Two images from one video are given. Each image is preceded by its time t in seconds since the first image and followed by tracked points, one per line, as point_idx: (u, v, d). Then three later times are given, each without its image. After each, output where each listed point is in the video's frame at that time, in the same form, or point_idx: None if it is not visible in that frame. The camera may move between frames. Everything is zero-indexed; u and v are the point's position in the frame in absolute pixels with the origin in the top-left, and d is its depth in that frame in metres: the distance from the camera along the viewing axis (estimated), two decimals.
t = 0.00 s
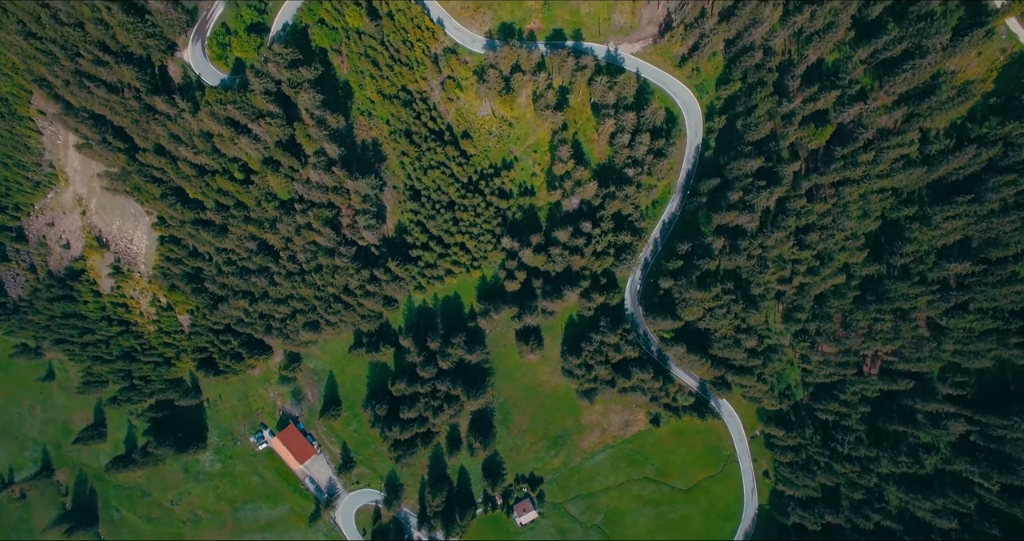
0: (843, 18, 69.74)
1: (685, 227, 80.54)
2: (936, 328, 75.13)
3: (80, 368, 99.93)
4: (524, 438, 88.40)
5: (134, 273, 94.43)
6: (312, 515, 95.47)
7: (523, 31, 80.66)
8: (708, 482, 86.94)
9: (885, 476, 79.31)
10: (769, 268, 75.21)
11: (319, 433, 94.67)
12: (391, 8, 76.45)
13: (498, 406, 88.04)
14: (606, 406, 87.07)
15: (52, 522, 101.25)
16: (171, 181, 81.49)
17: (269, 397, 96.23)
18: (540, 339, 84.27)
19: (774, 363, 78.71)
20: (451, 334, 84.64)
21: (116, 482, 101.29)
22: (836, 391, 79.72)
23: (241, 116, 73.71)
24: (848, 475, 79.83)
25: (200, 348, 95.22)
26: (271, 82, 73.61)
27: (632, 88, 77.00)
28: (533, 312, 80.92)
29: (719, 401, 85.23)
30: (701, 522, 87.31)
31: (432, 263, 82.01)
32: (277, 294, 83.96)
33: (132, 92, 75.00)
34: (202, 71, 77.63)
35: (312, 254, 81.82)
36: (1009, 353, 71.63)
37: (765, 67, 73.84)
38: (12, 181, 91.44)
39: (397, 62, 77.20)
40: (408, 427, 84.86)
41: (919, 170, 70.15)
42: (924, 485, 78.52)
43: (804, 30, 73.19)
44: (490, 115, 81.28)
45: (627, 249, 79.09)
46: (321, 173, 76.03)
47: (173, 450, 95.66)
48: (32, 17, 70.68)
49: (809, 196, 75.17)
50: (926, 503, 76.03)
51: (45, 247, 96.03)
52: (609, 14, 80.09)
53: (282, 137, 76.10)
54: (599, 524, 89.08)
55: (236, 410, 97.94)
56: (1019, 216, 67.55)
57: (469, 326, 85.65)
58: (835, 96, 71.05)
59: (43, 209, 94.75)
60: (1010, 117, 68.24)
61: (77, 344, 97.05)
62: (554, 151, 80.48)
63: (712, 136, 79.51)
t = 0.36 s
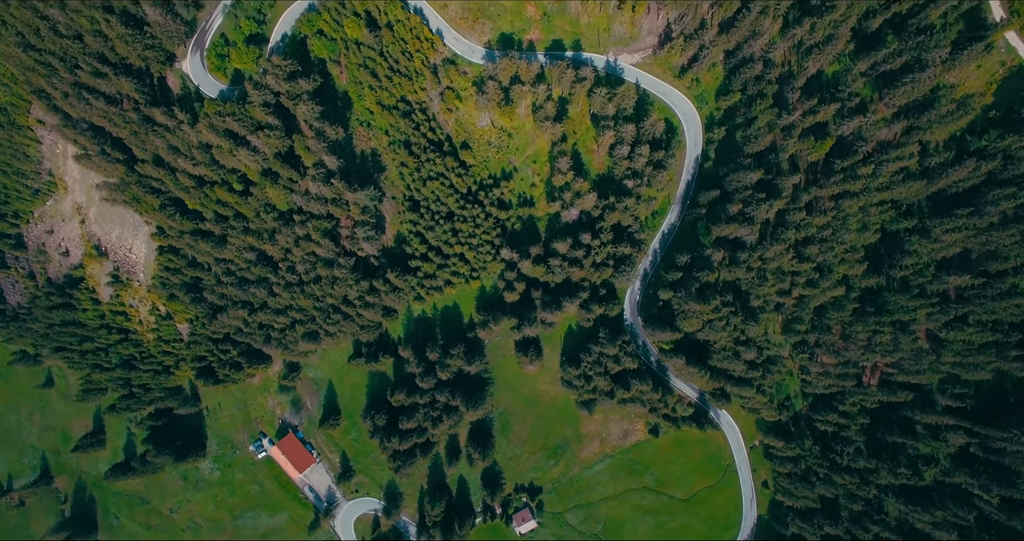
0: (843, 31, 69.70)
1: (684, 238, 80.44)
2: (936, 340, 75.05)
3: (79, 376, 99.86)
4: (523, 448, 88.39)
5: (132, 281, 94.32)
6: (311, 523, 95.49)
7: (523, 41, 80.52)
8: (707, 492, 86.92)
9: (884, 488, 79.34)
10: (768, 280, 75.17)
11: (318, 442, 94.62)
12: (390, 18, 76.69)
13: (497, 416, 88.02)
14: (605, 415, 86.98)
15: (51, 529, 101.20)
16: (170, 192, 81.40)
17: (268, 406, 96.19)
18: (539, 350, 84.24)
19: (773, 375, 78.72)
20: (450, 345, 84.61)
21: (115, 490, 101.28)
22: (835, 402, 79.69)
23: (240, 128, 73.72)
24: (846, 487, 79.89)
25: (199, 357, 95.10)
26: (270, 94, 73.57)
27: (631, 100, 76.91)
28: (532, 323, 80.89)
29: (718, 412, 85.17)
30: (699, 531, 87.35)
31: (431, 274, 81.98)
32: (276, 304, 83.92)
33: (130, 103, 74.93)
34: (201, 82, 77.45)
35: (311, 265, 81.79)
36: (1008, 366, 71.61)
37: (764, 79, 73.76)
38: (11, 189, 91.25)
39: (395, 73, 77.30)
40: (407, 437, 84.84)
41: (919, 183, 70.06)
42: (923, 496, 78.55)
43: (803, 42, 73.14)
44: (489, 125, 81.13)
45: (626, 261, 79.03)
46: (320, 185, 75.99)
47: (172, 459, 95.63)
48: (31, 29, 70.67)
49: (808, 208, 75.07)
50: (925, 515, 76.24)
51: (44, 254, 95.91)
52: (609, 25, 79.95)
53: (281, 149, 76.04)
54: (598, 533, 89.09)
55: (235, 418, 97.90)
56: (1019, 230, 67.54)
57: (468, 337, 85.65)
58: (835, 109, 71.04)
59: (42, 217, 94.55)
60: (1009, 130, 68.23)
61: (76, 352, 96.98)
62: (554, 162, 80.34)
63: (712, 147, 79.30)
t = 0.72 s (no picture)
0: (842, 43, 69.73)
1: (683, 249, 80.37)
2: (935, 352, 74.95)
3: (78, 384, 99.83)
4: (522, 457, 88.35)
5: (131, 290, 94.22)
6: (310, 532, 95.46)
7: (522, 51, 80.42)
8: (706, 501, 86.89)
9: (883, 499, 79.38)
10: (768, 292, 75.16)
11: (317, 451, 94.56)
12: (389, 29, 76.04)
13: (497, 426, 88.00)
14: (604, 425, 86.85)
15: (50, 537, 101.13)
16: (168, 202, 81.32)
17: (267, 415, 96.16)
18: (538, 361, 84.18)
19: (772, 386, 78.73)
20: (449, 355, 84.57)
21: (114, 497, 101.27)
22: (833, 413, 79.67)
23: (238, 139, 73.63)
24: (845, 498, 79.90)
25: (198, 366, 94.85)
26: (269, 106, 73.52)
27: (631, 111, 76.82)
28: (531, 334, 80.85)
29: (717, 422, 85.07)
30: None
31: (430, 284, 81.92)
32: (275, 315, 83.88)
33: (129, 115, 74.85)
34: (200, 93, 77.37)
35: (310, 276, 81.65)
36: (1007, 379, 71.52)
37: (764, 91, 73.69)
38: (9, 197, 91.12)
39: (394, 83, 77.30)
40: (406, 447, 84.80)
41: (918, 196, 69.95)
42: (923, 508, 78.54)
43: (803, 54, 73.12)
44: (489, 136, 81.03)
45: (625, 272, 78.99)
46: (318, 198, 75.86)
47: (171, 468, 95.57)
48: (30, 41, 70.69)
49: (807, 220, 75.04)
50: (924, 528, 76.32)
51: (43, 261, 95.76)
52: (608, 35, 79.84)
53: (280, 160, 75.97)
54: None
55: (234, 427, 97.84)
56: (1018, 243, 67.45)
57: (467, 347, 85.65)
58: (835, 121, 71.00)
59: (41, 224, 94.46)
60: (1008, 143, 68.21)
61: (76, 360, 96.93)
62: (553, 173, 80.23)
63: (711, 158, 79.21)
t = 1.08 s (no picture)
0: (842, 56, 69.94)
1: (683, 260, 80.21)
2: (935, 364, 74.83)
3: (78, 392, 99.77)
4: (521, 467, 88.29)
5: (130, 299, 94.10)
6: None
7: (521, 62, 80.27)
8: (705, 511, 86.84)
9: (881, 510, 79.38)
10: (767, 304, 75.09)
11: (316, 460, 94.48)
12: (388, 40, 76.15)
13: (496, 435, 87.93)
14: (602, 435, 86.69)
15: None
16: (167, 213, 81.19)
17: (266, 423, 96.13)
18: (537, 371, 84.07)
19: (772, 398, 78.67)
20: (448, 366, 84.48)
21: (113, 505, 101.26)
22: (833, 424, 79.66)
23: (237, 151, 73.51)
24: (845, 509, 79.88)
25: (197, 375, 94.70)
26: (268, 118, 73.42)
27: (630, 123, 76.68)
28: (531, 345, 80.84)
29: (717, 432, 84.95)
30: None
31: (429, 295, 81.84)
32: (274, 325, 83.84)
33: (128, 126, 74.73)
34: (199, 104, 77.27)
35: (309, 287, 81.52)
36: (1007, 391, 71.45)
37: (764, 103, 73.61)
38: (8, 205, 90.95)
39: (394, 94, 77.21)
40: (405, 458, 84.77)
41: (918, 209, 69.87)
42: (922, 520, 78.63)
43: (803, 65, 73.14)
44: (488, 146, 80.85)
45: (624, 283, 78.93)
46: (317, 210, 75.75)
47: (170, 477, 95.51)
48: (29, 53, 70.64)
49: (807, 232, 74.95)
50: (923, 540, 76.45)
51: (42, 269, 95.62)
52: (608, 46, 79.68)
53: (278, 172, 75.90)
54: None
55: (233, 435, 97.79)
56: (1018, 256, 67.39)
57: (467, 357, 85.59)
58: (835, 134, 70.93)
59: (40, 232, 94.30)
60: (1007, 156, 68.17)
61: (74, 368, 96.81)
62: (552, 184, 80.10)
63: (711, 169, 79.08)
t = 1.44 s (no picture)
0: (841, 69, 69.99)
1: (682, 271, 80.11)
2: (934, 376, 74.74)
3: (77, 399, 99.76)
4: (520, 476, 88.26)
5: (130, 307, 94.01)
6: None
7: (521, 72, 80.16)
8: (704, 521, 86.85)
9: (881, 522, 79.04)
10: (766, 316, 75.10)
11: (316, 469, 94.45)
12: (387, 50, 76.33)
13: (495, 445, 87.89)
14: (602, 445, 86.61)
15: None
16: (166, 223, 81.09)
17: (266, 432, 96.11)
18: (536, 382, 84.03)
19: (771, 409, 78.57)
20: (448, 377, 84.45)
21: (112, 512, 101.32)
22: (832, 435, 79.65)
23: (236, 163, 73.46)
24: (844, 520, 79.73)
25: (196, 383, 94.83)
26: (267, 130, 73.36)
27: (630, 134, 76.49)
28: (530, 356, 80.87)
29: (716, 442, 84.89)
30: None
31: (428, 305, 81.77)
32: (274, 335, 83.84)
33: (127, 138, 74.68)
34: (198, 115, 77.24)
35: (308, 298, 81.41)
36: (1007, 404, 71.36)
37: (764, 114, 73.58)
38: (7, 212, 90.80)
39: (393, 105, 77.11)
40: (404, 468, 84.74)
41: (918, 221, 69.80)
42: (921, 531, 78.64)
43: (802, 77, 73.09)
44: (487, 157, 80.71)
45: (624, 294, 78.86)
46: (316, 222, 75.70)
47: (170, 485, 95.46)
48: (28, 65, 70.61)
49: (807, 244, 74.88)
50: None
51: (41, 276, 95.44)
52: (608, 56, 79.52)
53: (277, 184, 75.89)
54: None
55: (233, 444, 97.81)
56: (1017, 269, 67.34)
57: (466, 368, 85.56)
58: (834, 147, 70.88)
59: (40, 239, 94.13)
60: (1007, 169, 68.12)
61: (73, 376, 96.71)
62: (552, 195, 79.99)
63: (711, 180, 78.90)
